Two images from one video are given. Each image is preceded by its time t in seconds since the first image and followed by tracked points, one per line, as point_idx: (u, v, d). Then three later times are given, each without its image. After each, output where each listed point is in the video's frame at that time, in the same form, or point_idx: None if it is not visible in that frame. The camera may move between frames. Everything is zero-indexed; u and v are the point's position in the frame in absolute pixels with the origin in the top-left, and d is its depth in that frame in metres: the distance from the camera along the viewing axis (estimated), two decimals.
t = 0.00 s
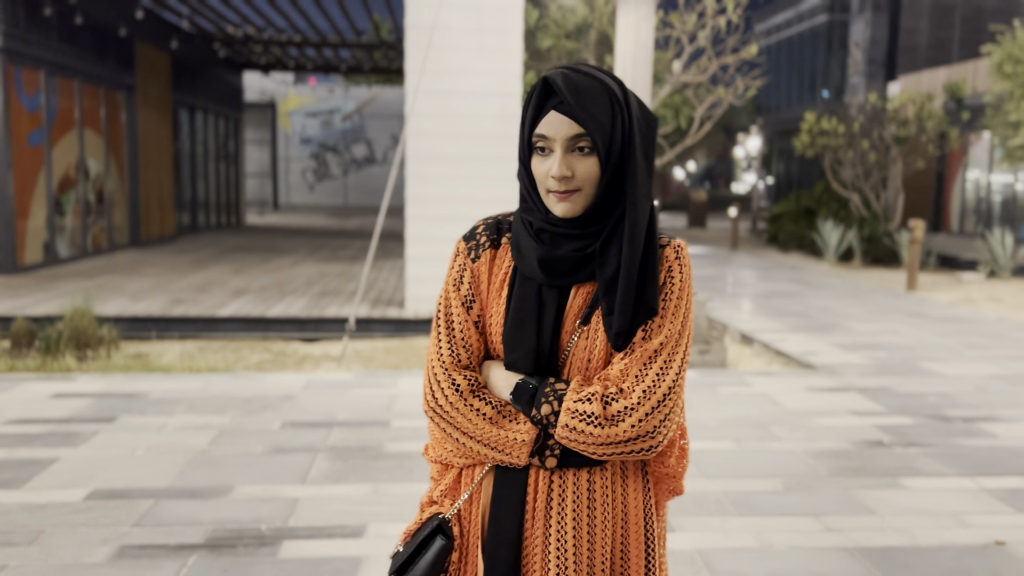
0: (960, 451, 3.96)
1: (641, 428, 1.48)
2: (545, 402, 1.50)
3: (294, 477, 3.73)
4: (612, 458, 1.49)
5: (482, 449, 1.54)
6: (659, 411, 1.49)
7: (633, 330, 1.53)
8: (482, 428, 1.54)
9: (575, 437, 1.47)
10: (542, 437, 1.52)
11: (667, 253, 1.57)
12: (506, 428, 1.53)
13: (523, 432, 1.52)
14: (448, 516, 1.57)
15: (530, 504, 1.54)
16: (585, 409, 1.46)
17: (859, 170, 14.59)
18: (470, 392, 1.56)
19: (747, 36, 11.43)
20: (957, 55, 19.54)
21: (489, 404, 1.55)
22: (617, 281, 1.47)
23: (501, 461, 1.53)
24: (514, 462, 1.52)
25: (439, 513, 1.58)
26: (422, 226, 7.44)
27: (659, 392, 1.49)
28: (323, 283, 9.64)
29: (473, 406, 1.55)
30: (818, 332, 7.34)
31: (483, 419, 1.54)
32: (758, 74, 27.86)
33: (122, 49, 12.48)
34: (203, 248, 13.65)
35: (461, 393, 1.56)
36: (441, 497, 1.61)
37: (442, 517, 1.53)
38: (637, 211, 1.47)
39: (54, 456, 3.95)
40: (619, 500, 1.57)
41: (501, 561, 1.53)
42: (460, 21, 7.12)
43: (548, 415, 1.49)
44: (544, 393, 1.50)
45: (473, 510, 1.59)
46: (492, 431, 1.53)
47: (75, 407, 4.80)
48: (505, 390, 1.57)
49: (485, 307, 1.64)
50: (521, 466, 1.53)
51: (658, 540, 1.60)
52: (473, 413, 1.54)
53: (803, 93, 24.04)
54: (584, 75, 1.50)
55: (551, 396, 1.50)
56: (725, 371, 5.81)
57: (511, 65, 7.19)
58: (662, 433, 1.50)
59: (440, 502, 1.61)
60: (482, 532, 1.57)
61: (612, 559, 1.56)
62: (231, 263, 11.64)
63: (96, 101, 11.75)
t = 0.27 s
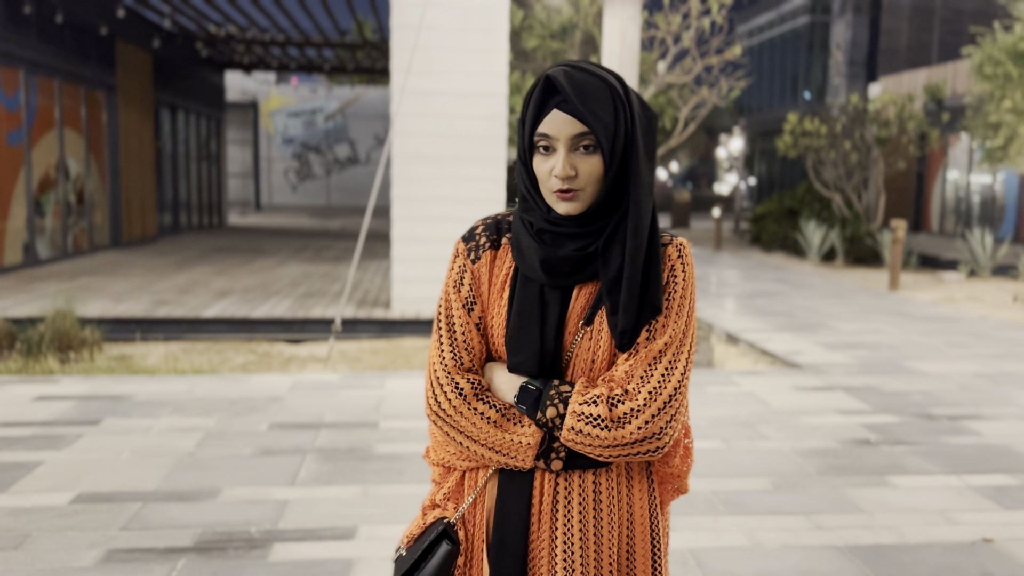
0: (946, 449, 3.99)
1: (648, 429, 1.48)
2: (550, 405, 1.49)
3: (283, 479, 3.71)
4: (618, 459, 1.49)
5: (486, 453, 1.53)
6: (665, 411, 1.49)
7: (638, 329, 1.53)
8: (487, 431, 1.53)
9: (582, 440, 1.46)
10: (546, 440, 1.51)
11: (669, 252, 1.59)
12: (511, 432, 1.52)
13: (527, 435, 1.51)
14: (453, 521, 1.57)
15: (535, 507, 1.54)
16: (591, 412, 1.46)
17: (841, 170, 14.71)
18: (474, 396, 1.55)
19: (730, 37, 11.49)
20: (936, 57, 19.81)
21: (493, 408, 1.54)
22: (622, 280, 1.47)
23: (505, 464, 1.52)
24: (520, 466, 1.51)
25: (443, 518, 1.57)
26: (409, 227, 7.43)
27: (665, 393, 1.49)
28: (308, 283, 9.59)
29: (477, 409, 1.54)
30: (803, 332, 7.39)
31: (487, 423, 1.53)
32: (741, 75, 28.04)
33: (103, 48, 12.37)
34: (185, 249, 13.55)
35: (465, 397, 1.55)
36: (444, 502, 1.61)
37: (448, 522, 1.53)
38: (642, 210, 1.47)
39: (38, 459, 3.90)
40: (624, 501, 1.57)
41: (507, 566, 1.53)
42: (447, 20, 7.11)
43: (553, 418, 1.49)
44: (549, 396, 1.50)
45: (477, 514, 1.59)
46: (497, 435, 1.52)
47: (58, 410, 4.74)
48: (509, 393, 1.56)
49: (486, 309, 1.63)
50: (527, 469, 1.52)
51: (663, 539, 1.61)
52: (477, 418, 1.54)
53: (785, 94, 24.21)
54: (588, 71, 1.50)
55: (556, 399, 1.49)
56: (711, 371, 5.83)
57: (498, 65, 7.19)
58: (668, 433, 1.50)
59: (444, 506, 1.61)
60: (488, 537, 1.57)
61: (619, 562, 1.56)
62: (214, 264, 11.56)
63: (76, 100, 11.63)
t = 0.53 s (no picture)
0: (932, 448, 4.04)
1: (659, 432, 1.49)
2: (559, 411, 1.48)
3: (272, 482, 3.69)
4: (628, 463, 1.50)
5: (492, 463, 1.51)
6: (673, 413, 1.50)
7: (642, 332, 1.54)
8: (493, 441, 1.51)
9: (593, 446, 1.46)
10: (553, 447, 1.51)
11: (668, 253, 1.60)
12: (516, 440, 1.51)
13: (534, 443, 1.50)
14: (458, 535, 1.54)
15: (542, 514, 1.53)
16: (602, 417, 1.46)
17: (823, 171, 14.83)
18: (477, 405, 1.53)
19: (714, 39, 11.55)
20: (916, 59, 20.03)
21: (498, 416, 1.52)
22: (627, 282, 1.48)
23: (513, 473, 1.51)
24: (527, 474, 1.51)
25: (447, 532, 1.55)
26: (395, 228, 7.41)
27: (673, 396, 1.51)
28: (293, 285, 9.53)
29: (481, 418, 1.52)
30: (788, 332, 7.43)
31: (493, 433, 1.51)
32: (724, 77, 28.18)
33: (84, 47, 12.25)
34: (167, 250, 13.44)
35: (469, 405, 1.52)
36: (445, 514, 1.58)
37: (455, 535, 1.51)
38: (643, 210, 1.48)
39: (23, 463, 3.85)
40: (630, 504, 1.58)
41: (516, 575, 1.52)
42: (433, 21, 7.11)
43: (562, 425, 1.48)
44: (556, 402, 1.49)
45: (480, 526, 1.57)
46: (502, 443, 1.50)
47: (42, 413, 4.69)
48: (513, 401, 1.55)
49: (482, 315, 1.61)
50: (533, 476, 1.51)
51: (665, 539, 1.63)
52: (482, 427, 1.52)
53: (767, 96, 24.38)
54: (587, 74, 1.49)
55: (564, 405, 1.48)
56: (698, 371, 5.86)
57: (484, 66, 7.18)
58: (676, 436, 1.51)
59: (446, 518, 1.58)
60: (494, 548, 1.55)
61: (625, 566, 1.56)
62: (197, 265, 11.47)
63: (57, 100, 11.51)
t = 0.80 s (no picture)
0: (919, 447, 4.07)
1: (655, 432, 1.50)
2: (554, 416, 1.48)
3: (262, 483, 3.67)
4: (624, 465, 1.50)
5: (486, 470, 1.49)
6: (667, 413, 1.51)
7: (634, 331, 1.55)
8: (486, 448, 1.49)
9: (590, 450, 1.46)
10: (548, 451, 1.50)
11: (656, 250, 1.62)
12: (509, 447, 1.50)
13: (529, 448, 1.49)
14: (452, 546, 1.53)
15: (537, 521, 1.53)
16: (598, 420, 1.46)
17: (808, 172, 14.92)
18: (468, 411, 1.50)
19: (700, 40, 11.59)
20: (898, 61, 20.19)
21: (490, 422, 1.51)
22: (619, 281, 1.48)
23: (507, 481, 1.50)
24: (522, 480, 1.50)
25: (440, 544, 1.53)
26: (383, 228, 7.39)
27: (667, 398, 1.52)
28: (279, 286, 9.49)
29: (473, 425, 1.50)
30: (775, 332, 7.48)
31: (487, 440, 1.50)
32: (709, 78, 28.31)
33: (67, 46, 12.14)
34: (152, 251, 13.34)
35: (460, 412, 1.50)
36: (435, 525, 1.56)
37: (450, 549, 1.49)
38: (633, 207, 1.49)
39: (10, 466, 3.82)
40: (624, 506, 1.59)
41: None
42: (421, 21, 7.10)
43: (557, 430, 1.47)
44: (551, 406, 1.49)
45: (473, 537, 1.56)
46: (496, 450, 1.49)
47: (28, 415, 4.65)
48: (504, 406, 1.53)
49: (467, 318, 1.59)
50: (527, 483, 1.51)
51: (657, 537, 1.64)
52: (474, 434, 1.50)
53: (751, 97, 24.50)
54: (583, 64, 1.50)
55: (559, 409, 1.48)
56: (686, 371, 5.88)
57: (472, 66, 7.17)
58: (671, 436, 1.53)
59: (435, 530, 1.56)
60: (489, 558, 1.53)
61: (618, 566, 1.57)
62: (182, 265, 11.40)
63: (40, 99, 11.40)
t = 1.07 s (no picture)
0: (908, 446, 4.10)
1: (640, 436, 1.46)
2: (535, 420, 1.42)
3: (253, 485, 3.65)
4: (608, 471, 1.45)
5: (465, 479, 1.43)
6: (651, 416, 1.47)
7: (615, 334, 1.50)
8: (465, 455, 1.44)
9: (572, 455, 1.42)
10: (529, 458, 1.45)
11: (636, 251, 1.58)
12: (488, 454, 1.44)
13: (510, 455, 1.43)
14: (429, 557, 1.47)
15: (518, 530, 1.47)
16: (581, 424, 1.42)
17: (795, 173, 15.01)
18: (446, 418, 1.45)
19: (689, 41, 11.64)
20: (884, 63, 20.35)
21: (469, 429, 1.45)
22: (597, 282, 1.43)
23: (487, 489, 1.44)
24: (502, 490, 1.44)
25: (417, 555, 1.47)
26: (372, 229, 7.37)
27: (650, 401, 1.48)
28: (268, 286, 9.45)
29: (451, 432, 1.45)
30: (763, 332, 7.51)
31: (466, 447, 1.44)
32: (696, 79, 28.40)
33: (53, 45, 12.05)
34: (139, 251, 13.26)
35: (438, 419, 1.45)
36: (413, 536, 1.51)
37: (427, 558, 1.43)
38: (610, 208, 1.44)
39: None
40: (607, 514, 1.54)
41: None
42: (410, 21, 7.08)
43: (538, 435, 1.42)
44: (532, 411, 1.43)
45: (451, 546, 1.50)
46: (475, 457, 1.43)
47: (15, 417, 4.61)
48: (484, 412, 1.48)
49: (446, 323, 1.54)
50: (508, 492, 1.45)
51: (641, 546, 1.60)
52: (453, 440, 1.44)
53: (739, 98, 24.62)
54: (556, 62, 1.45)
55: (541, 413, 1.43)
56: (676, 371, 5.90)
57: (462, 66, 7.17)
58: (655, 440, 1.48)
59: (413, 541, 1.51)
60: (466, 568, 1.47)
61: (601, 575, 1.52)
62: (169, 266, 11.33)
63: (25, 99, 11.31)
